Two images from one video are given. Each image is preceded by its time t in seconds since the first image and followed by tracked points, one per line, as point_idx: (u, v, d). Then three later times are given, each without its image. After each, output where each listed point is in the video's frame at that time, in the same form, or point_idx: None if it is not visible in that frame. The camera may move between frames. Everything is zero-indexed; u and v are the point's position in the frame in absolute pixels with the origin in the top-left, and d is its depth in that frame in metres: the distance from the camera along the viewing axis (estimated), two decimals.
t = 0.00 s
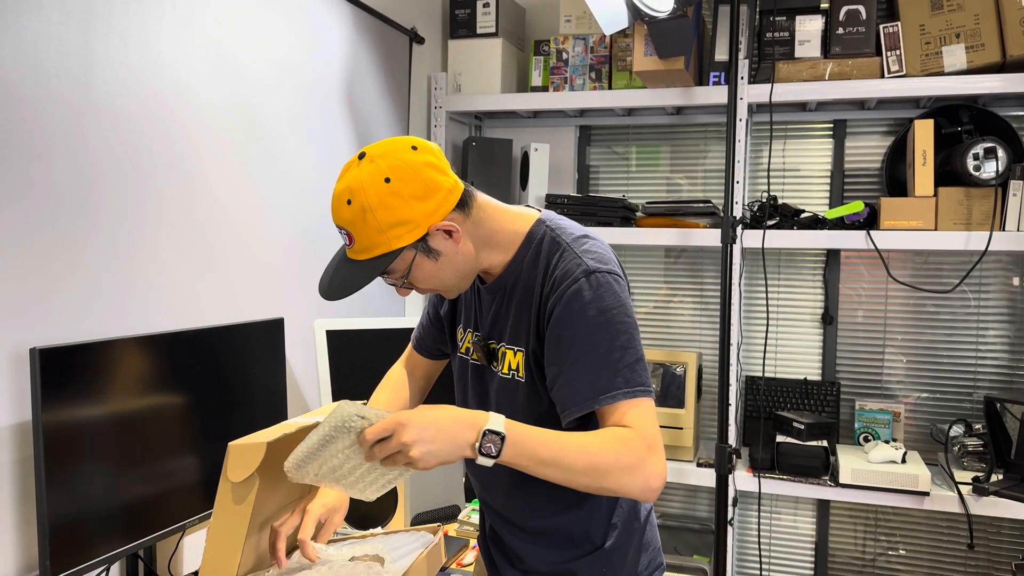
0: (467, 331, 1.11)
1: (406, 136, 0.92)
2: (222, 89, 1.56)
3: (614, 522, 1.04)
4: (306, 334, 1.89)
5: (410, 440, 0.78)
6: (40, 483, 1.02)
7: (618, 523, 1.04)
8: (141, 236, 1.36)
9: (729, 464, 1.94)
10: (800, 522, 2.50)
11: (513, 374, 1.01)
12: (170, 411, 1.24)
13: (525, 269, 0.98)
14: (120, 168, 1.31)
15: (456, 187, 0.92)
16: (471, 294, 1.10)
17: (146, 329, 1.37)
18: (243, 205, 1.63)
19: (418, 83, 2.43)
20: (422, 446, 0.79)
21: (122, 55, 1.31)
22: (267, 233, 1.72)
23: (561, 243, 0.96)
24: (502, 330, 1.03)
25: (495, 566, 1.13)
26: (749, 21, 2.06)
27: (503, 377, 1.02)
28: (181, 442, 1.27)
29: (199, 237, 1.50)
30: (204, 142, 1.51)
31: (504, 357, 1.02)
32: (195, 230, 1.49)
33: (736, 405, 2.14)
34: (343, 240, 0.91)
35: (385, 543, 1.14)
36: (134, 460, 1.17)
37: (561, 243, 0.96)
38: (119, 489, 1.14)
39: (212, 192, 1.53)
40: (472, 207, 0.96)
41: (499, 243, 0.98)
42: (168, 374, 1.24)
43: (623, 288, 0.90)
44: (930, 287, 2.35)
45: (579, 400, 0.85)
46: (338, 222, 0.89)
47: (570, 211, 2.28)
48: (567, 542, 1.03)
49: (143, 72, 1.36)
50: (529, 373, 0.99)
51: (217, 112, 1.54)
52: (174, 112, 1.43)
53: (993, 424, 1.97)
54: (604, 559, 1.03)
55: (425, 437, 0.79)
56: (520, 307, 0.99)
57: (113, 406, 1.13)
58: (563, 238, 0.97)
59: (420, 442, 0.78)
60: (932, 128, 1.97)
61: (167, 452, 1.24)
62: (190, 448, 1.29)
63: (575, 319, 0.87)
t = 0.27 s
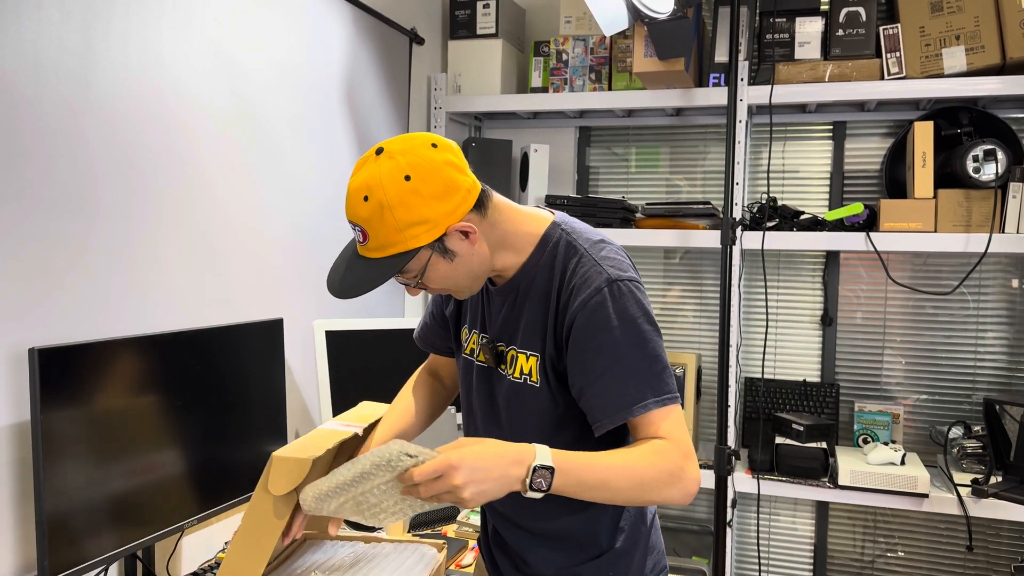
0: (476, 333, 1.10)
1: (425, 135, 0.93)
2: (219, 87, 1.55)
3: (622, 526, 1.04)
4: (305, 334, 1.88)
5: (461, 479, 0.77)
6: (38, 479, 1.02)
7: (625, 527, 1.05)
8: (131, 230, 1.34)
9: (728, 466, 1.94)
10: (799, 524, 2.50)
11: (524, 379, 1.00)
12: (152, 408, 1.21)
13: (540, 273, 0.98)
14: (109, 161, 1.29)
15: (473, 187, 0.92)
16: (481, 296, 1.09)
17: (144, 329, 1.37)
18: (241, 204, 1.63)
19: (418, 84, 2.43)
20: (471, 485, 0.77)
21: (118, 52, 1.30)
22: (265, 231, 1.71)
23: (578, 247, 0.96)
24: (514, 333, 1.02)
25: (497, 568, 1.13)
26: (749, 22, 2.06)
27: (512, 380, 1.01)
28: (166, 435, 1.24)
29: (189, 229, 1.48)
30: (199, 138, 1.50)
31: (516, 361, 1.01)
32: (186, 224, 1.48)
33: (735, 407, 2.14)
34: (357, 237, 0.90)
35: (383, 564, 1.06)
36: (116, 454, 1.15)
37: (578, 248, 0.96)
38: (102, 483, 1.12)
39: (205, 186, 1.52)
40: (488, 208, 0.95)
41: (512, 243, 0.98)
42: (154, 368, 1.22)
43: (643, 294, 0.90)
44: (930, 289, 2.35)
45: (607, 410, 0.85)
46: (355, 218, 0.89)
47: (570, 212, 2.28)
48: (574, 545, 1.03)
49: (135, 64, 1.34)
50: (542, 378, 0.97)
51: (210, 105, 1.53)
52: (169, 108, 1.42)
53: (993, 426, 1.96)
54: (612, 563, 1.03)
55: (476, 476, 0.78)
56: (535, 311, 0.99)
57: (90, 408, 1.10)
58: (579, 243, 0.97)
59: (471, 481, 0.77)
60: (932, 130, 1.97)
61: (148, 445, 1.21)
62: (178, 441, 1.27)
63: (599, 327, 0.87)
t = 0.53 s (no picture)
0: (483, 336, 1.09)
1: (439, 142, 0.92)
2: (218, 87, 1.55)
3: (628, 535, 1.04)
4: (304, 334, 1.88)
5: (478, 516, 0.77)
6: (34, 479, 1.01)
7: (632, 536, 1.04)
8: (131, 229, 1.34)
9: (726, 467, 1.94)
10: (796, 525, 2.50)
11: (531, 387, 0.99)
12: (152, 404, 1.21)
13: (552, 282, 0.97)
14: (110, 159, 1.30)
15: (489, 197, 0.91)
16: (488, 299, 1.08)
17: (142, 328, 1.37)
18: (240, 204, 1.63)
19: (417, 84, 2.42)
20: (489, 522, 0.78)
21: (117, 49, 1.30)
22: (264, 231, 1.71)
23: (592, 258, 0.94)
24: (522, 340, 1.01)
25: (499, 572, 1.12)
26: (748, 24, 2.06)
27: (521, 388, 1.01)
28: (167, 433, 1.25)
29: (188, 228, 1.48)
30: (197, 137, 1.49)
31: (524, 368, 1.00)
32: (187, 224, 1.48)
33: (733, 408, 2.14)
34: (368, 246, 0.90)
35: None
36: (118, 450, 1.15)
37: (591, 259, 0.94)
38: (103, 480, 1.12)
39: (204, 185, 1.52)
40: (503, 216, 0.95)
41: (527, 250, 0.97)
42: (155, 364, 1.23)
43: (658, 310, 0.89)
44: (928, 291, 2.35)
45: (619, 427, 0.85)
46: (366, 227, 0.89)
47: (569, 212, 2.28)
48: (579, 552, 1.03)
49: (136, 62, 1.35)
50: (550, 389, 0.97)
51: (211, 104, 1.53)
52: (168, 106, 1.42)
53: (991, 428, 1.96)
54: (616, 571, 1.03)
55: (494, 513, 0.78)
56: (546, 320, 0.98)
57: (94, 400, 1.11)
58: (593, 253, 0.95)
59: (489, 517, 0.77)
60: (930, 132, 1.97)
61: (151, 443, 1.21)
62: (178, 438, 1.27)
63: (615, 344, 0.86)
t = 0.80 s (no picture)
0: (494, 337, 1.10)
1: (452, 139, 0.91)
2: (216, 87, 1.55)
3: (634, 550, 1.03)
4: (301, 334, 1.88)
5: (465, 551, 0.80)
6: (29, 480, 1.00)
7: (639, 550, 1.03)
8: (131, 231, 1.34)
9: (724, 468, 1.95)
10: (793, 526, 2.50)
11: (537, 395, 0.99)
12: (157, 410, 1.22)
13: (561, 289, 0.96)
14: (110, 161, 1.30)
15: (500, 198, 0.91)
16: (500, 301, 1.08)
17: (139, 328, 1.36)
18: (240, 207, 1.63)
19: (414, 84, 2.42)
20: (477, 556, 0.80)
21: (117, 51, 1.30)
22: (262, 231, 1.71)
23: (600, 267, 0.93)
24: (529, 345, 1.01)
25: None
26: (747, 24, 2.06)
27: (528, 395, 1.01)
28: (176, 442, 1.26)
29: (190, 233, 1.49)
30: (195, 137, 1.49)
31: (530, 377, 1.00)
32: (189, 229, 1.49)
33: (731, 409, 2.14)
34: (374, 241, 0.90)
35: None
36: (128, 458, 1.16)
37: (600, 266, 0.93)
38: (110, 488, 1.13)
39: (203, 187, 1.52)
40: (513, 219, 0.94)
41: (537, 255, 0.97)
42: (162, 372, 1.24)
43: (666, 322, 0.87)
44: (925, 291, 2.36)
45: (618, 441, 0.84)
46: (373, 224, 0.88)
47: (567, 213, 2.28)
48: (586, 563, 1.04)
49: (138, 65, 1.35)
50: (556, 398, 0.97)
51: (212, 107, 1.53)
52: (168, 108, 1.42)
53: (987, 427, 1.96)
54: None
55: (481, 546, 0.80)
56: (554, 326, 0.97)
57: (103, 406, 1.12)
58: (602, 260, 0.94)
59: (476, 551, 0.80)
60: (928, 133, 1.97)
61: (158, 452, 1.23)
62: (186, 448, 1.29)
63: (619, 357, 0.85)
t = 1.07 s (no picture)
0: (495, 331, 1.10)
1: (458, 117, 0.92)
2: (212, 88, 1.54)
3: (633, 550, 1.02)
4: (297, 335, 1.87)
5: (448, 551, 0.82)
6: (25, 484, 1.00)
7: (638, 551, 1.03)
8: (126, 232, 1.34)
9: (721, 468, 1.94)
10: (790, 527, 2.50)
11: (535, 385, 0.99)
12: (152, 411, 1.21)
13: (556, 278, 0.96)
14: (105, 162, 1.29)
15: (503, 176, 0.91)
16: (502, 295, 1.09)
17: (134, 328, 1.35)
18: (236, 207, 1.62)
19: (411, 84, 2.41)
20: (461, 555, 0.82)
21: (112, 52, 1.29)
22: (258, 232, 1.70)
23: (595, 255, 0.93)
24: (527, 337, 1.01)
25: None
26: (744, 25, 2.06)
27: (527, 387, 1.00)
28: (172, 443, 1.26)
29: (186, 234, 1.48)
30: (192, 138, 1.49)
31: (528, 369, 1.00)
32: (184, 229, 1.47)
33: (728, 410, 2.14)
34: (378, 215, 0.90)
35: None
36: (123, 462, 1.16)
37: (595, 256, 0.93)
38: (106, 491, 1.13)
39: (200, 188, 1.51)
40: (514, 200, 0.94)
41: (536, 243, 0.97)
42: (156, 373, 1.23)
43: (660, 309, 0.86)
44: (922, 292, 2.36)
45: (607, 427, 0.84)
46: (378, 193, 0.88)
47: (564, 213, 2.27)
48: (586, 564, 1.03)
49: (133, 66, 1.34)
50: (553, 389, 0.96)
51: (207, 108, 1.52)
52: (164, 109, 1.41)
53: (983, 429, 1.95)
54: None
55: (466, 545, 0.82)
56: (550, 316, 0.97)
57: (96, 410, 1.11)
58: (598, 250, 0.94)
59: (459, 551, 0.82)
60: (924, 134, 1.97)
61: (155, 455, 1.22)
62: (182, 449, 1.28)
63: (608, 342, 0.84)
